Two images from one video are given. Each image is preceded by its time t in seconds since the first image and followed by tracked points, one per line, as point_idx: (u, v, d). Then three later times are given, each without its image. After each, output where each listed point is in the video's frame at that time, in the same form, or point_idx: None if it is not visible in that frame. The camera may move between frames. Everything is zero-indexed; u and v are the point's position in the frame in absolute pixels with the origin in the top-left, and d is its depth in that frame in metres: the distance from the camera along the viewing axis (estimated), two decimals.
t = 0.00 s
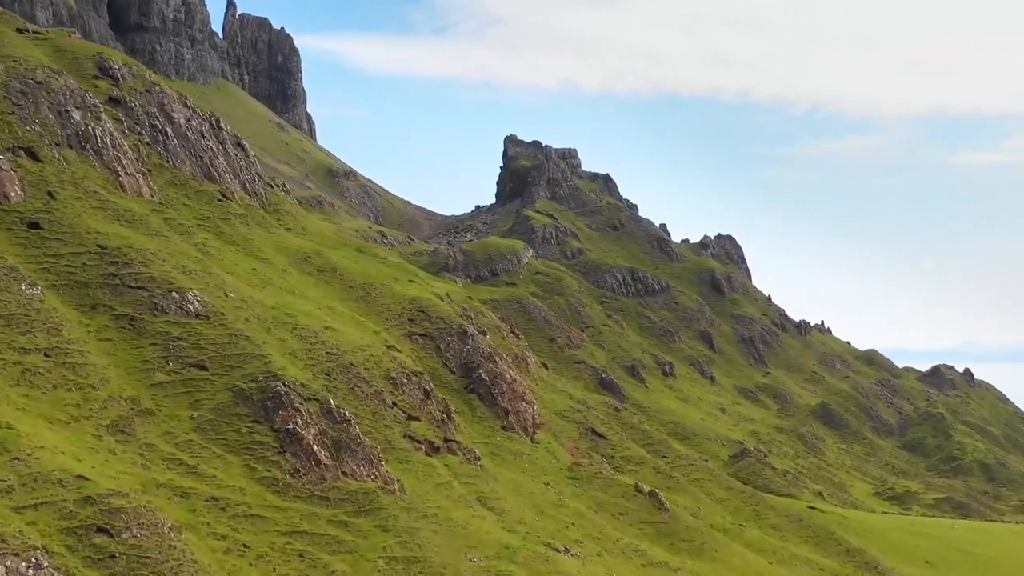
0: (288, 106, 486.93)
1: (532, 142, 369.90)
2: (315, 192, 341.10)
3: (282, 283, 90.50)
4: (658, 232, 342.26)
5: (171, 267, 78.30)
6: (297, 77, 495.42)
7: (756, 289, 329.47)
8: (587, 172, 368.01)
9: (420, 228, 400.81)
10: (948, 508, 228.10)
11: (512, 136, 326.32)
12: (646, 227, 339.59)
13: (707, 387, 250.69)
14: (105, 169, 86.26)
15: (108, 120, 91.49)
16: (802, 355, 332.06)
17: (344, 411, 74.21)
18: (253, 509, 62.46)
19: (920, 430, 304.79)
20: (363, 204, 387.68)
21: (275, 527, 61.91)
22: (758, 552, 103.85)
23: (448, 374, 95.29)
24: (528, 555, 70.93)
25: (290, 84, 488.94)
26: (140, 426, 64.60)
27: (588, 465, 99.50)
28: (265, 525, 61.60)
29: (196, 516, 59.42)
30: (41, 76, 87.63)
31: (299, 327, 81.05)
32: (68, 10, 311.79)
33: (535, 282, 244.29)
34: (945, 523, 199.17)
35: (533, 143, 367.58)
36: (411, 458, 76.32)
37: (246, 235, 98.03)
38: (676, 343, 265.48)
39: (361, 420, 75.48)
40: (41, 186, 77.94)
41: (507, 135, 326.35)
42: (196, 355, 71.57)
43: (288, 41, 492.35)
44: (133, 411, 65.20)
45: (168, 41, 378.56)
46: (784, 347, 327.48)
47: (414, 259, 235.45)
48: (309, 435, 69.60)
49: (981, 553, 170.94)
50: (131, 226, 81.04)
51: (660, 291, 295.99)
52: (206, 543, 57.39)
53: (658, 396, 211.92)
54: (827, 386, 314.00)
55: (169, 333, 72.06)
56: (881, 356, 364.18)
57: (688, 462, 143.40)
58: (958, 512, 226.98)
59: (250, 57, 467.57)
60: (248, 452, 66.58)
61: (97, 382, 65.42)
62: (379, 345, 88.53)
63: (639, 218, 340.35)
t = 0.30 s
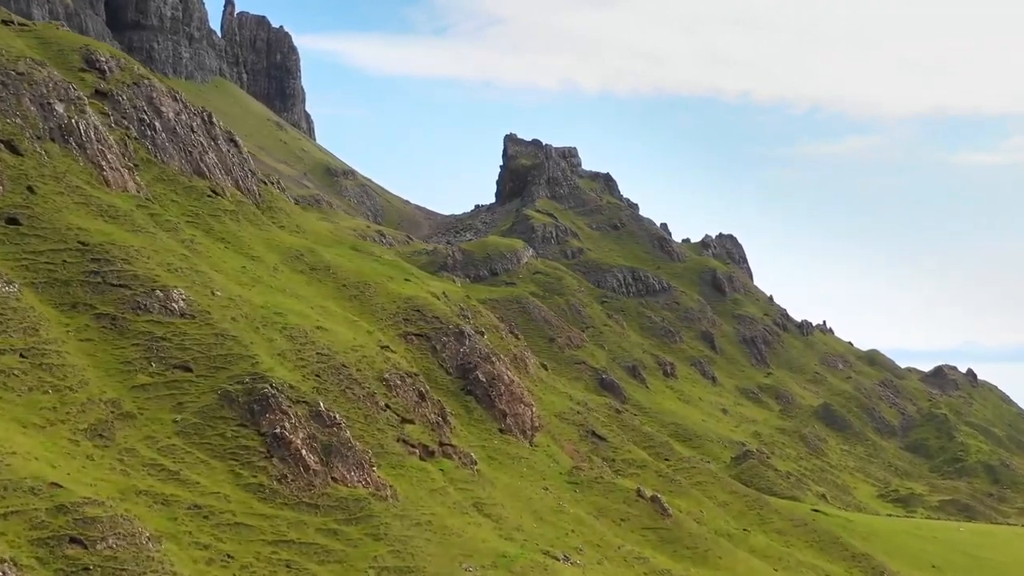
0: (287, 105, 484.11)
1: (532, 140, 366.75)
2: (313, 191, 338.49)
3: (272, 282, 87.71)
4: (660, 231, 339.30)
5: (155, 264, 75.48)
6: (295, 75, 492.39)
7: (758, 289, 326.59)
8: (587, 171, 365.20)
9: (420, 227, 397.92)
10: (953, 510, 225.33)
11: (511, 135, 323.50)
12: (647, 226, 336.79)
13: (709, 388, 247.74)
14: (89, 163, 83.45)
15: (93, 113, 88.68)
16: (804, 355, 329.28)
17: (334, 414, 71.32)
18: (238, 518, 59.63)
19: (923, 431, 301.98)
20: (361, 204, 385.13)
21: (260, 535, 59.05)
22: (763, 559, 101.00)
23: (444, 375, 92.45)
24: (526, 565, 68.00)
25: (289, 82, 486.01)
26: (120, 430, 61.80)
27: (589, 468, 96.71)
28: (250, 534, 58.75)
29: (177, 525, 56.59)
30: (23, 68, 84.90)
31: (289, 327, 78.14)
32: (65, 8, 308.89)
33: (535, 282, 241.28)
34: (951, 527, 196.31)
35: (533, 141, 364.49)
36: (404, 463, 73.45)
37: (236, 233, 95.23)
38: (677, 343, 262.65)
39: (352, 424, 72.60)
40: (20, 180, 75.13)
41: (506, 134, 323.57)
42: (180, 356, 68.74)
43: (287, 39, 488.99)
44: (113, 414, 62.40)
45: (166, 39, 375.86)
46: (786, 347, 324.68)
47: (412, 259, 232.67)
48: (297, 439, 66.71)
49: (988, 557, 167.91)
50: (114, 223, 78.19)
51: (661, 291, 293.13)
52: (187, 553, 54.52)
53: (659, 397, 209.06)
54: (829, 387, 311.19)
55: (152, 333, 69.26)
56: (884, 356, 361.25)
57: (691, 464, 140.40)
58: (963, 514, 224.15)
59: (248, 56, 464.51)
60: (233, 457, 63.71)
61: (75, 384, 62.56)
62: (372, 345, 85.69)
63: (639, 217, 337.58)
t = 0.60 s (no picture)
0: (285, 104, 481.40)
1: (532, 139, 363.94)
2: (311, 190, 335.77)
3: (262, 280, 84.89)
4: (660, 230, 336.46)
5: (138, 261, 72.65)
6: (294, 74, 489.50)
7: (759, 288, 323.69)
8: (587, 170, 362.44)
9: (418, 227, 395.17)
10: (958, 512, 222.50)
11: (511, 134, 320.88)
12: (648, 225, 333.96)
13: (711, 389, 244.92)
14: (71, 157, 80.72)
15: (77, 106, 85.95)
16: (806, 355, 326.52)
17: (324, 417, 68.39)
18: (220, 526, 56.80)
19: (926, 432, 299.07)
20: (360, 203, 382.67)
21: (244, 545, 56.24)
22: (768, 565, 98.20)
23: (439, 377, 89.62)
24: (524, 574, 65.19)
25: (287, 81, 483.15)
26: (98, 435, 59.02)
27: (589, 472, 93.88)
28: (234, 544, 55.90)
29: (157, 534, 53.77)
30: (4, 59, 82.13)
31: (278, 326, 75.22)
32: (61, 4, 306.03)
33: (535, 281, 238.51)
34: (957, 529, 193.50)
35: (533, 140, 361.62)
36: (397, 468, 70.61)
37: (226, 229, 92.47)
38: (678, 344, 259.82)
39: (342, 428, 69.72)
40: None
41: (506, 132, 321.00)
42: (163, 357, 65.96)
43: (285, 37, 486.05)
44: (91, 418, 59.61)
45: (163, 38, 373.36)
46: (788, 347, 321.87)
47: (410, 258, 229.90)
48: (284, 444, 63.78)
49: (995, 561, 165.02)
50: (97, 218, 75.43)
51: (662, 290, 290.25)
52: (166, 565, 51.71)
53: (660, 398, 206.15)
54: (832, 388, 308.41)
55: (134, 333, 66.47)
56: (886, 356, 358.31)
57: (693, 467, 137.58)
58: (968, 517, 221.22)
59: (246, 54, 461.64)
60: (217, 463, 60.94)
61: (50, 387, 59.78)
62: (365, 345, 82.85)
63: (640, 216, 334.68)
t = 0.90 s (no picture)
0: (284, 103, 478.60)
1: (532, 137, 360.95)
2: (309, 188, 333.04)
3: (251, 278, 82.03)
4: (662, 230, 333.52)
5: (120, 258, 69.83)
6: (293, 73, 486.62)
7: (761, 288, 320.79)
8: (588, 169, 359.62)
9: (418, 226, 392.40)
10: (963, 515, 219.51)
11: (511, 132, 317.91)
12: (649, 224, 331.04)
13: (712, 389, 242.03)
14: (52, 150, 77.95)
15: (60, 98, 83.17)
16: (808, 355, 323.66)
17: (313, 422, 65.44)
18: (202, 536, 53.91)
19: (930, 433, 295.94)
20: (359, 202, 380.12)
21: (226, 556, 53.33)
22: (773, 572, 95.28)
23: (435, 379, 86.77)
24: None
25: (287, 80, 480.15)
26: (74, 440, 56.16)
27: (589, 477, 90.95)
28: (215, 555, 53.04)
29: (134, 545, 50.94)
30: None
31: (266, 326, 72.29)
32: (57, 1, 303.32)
33: (535, 281, 235.66)
34: (963, 532, 190.38)
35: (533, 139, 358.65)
36: (389, 474, 67.77)
37: (215, 226, 89.67)
38: (679, 344, 256.93)
39: (332, 432, 66.79)
40: None
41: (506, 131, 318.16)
42: (144, 358, 63.11)
43: (284, 36, 483.20)
44: (67, 422, 56.73)
45: (161, 36, 371.12)
46: (790, 347, 319.02)
47: (409, 257, 227.23)
48: (270, 449, 60.82)
49: (1003, 565, 161.93)
50: (78, 214, 72.66)
51: (663, 290, 287.39)
52: None
53: (661, 399, 203.29)
54: (834, 388, 305.59)
55: (114, 333, 63.66)
56: (889, 357, 355.20)
57: (696, 470, 134.69)
58: (974, 519, 218.10)
59: (245, 53, 458.91)
60: (200, 469, 58.11)
61: (24, 390, 56.90)
62: (357, 346, 79.97)
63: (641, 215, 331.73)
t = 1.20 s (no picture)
0: (283, 102, 475.80)
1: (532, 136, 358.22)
2: (307, 187, 330.16)
3: (239, 276, 79.23)
4: (662, 229, 330.70)
5: (100, 255, 67.07)
6: (292, 72, 483.88)
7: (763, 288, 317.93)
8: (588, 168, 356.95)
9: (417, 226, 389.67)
10: (969, 518, 216.64)
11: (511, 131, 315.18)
12: (649, 224, 328.15)
13: (714, 390, 239.24)
14: (32, 143, 75.18)
15: (42, 90, 80.40)
16: (810, 356, 320.88)
17: (301, 426, 62.56)
18: (181, 546, 50.96)
19: (933, 434, 293.04)
20: (357, 201, 377.71)
21: (206, 568, 50.32)
22: None
23: (429, 380, 83.98)
24: None
25: (285, 78, 477.06)
26: (47, 445, 53.21)
27: (589, 481, 88.13)
28: (195, 566, 50.04)
29: (108, 557, 47.96)
30: None
31: (252, 326, 69.43)
32: None
33: (534, 280, 232.75)
34: (969, 536, 187.49)
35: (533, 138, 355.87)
36: (380, 480, 65.01)
37: (202, 222, 86.81)
38: (681, 344, 254.08)
39: (321, 437, 63.94)
40: None
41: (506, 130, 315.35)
42: (123, 359, 60.29)
43: (283, 35, 480.43)
44: (40, 426, 53.82)
45: (158, 34, 368.41)
46: (792, 348, 316.23)
47: (408, 256, 224.39)
48: (254, 454, 57.89)
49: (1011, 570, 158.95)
50: (57, 209, 69.88)
51: (664, 290, 284.60)
52: None
53: (663, 400, 200.47)
54: (836, 389, 302.77)
55: (93, 332, 60.84)
56: (892, 357, 352.43)
57: (698, 473, 131.90)
58: (979, 522, 215.21)
59: (243, 52, 456.26)
60: (180, 476, 55.30)
61: None
62: (349, 346, 77.12)
63: (641, 215, 328.78)
